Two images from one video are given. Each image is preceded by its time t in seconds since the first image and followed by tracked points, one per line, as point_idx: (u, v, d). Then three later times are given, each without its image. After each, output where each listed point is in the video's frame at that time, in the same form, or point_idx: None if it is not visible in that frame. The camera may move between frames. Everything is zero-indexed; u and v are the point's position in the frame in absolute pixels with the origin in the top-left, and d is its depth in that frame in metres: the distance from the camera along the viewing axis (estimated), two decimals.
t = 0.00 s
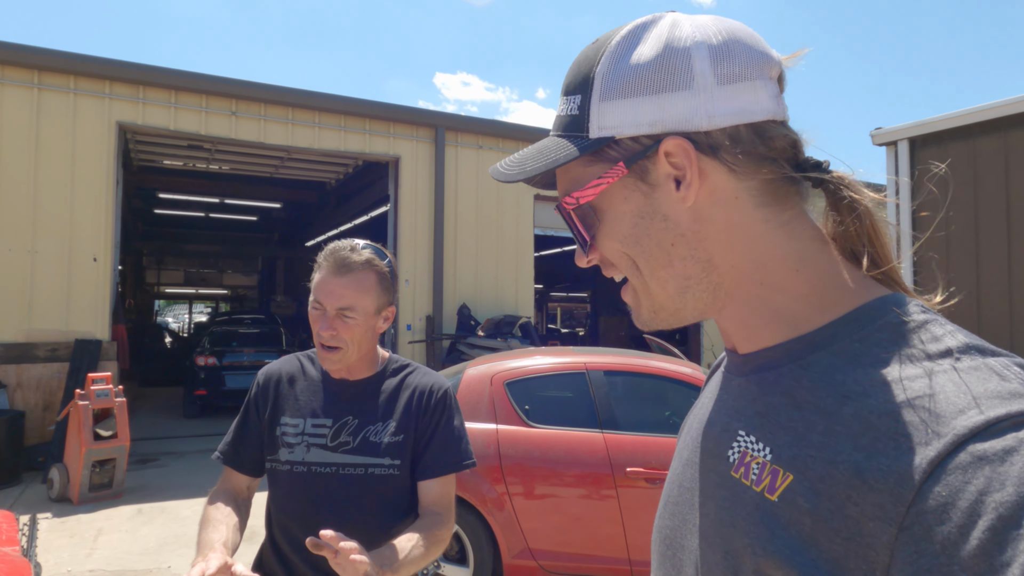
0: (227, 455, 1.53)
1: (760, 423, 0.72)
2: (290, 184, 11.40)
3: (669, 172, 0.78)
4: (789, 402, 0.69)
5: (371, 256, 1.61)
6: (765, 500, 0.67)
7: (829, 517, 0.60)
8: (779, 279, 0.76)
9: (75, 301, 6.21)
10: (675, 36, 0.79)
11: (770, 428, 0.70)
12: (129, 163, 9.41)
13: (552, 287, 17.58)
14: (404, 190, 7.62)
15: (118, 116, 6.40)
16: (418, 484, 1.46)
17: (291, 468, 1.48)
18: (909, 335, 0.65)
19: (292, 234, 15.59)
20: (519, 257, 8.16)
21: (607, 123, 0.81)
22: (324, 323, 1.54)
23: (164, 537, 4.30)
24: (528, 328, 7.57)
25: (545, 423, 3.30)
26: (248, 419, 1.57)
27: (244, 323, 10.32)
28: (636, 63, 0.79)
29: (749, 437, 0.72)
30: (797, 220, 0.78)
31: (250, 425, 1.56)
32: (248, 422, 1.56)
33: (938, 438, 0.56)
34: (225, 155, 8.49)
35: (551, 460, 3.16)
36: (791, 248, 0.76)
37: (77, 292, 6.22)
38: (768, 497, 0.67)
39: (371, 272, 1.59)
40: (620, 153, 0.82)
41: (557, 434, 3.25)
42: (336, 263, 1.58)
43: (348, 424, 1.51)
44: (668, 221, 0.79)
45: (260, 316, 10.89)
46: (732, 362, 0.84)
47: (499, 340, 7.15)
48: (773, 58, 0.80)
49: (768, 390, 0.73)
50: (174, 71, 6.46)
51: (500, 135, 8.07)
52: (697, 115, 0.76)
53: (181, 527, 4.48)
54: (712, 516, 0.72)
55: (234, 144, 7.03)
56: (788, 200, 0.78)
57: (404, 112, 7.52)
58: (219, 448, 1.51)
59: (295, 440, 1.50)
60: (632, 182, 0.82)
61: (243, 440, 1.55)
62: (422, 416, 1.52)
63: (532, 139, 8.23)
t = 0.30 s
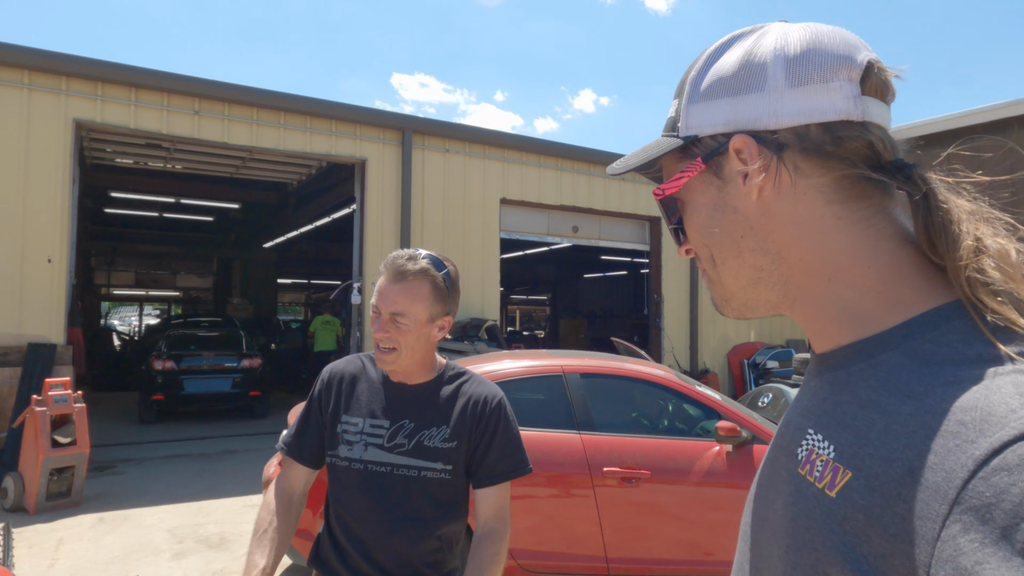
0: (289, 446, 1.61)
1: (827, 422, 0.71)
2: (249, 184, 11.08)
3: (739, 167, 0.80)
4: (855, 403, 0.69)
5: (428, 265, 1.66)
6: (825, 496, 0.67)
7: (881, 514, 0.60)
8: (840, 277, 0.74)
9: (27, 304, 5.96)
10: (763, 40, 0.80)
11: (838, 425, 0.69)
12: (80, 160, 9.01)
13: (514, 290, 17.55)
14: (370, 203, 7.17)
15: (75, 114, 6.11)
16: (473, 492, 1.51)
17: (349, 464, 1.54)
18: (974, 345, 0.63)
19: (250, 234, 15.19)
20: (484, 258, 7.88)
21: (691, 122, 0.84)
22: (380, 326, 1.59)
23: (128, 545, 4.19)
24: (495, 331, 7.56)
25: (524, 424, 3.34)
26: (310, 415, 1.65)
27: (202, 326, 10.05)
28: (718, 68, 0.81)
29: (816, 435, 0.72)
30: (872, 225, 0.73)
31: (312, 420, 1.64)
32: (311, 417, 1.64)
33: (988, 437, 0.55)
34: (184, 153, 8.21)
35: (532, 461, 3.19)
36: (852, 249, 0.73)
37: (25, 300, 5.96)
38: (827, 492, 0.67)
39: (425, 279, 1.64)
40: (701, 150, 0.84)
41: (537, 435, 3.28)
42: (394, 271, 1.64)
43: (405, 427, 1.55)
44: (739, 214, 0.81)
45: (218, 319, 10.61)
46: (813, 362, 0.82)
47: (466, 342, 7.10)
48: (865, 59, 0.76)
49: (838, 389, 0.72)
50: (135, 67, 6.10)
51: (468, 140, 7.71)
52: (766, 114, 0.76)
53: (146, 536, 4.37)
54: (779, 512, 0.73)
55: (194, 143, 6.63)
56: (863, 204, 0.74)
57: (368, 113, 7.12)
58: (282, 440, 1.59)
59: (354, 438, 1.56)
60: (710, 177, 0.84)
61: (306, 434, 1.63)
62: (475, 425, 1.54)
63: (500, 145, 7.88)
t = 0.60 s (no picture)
0: (311, 455, 1.68)
1: (914, 433, 0.69)
2: (204, 185, 10.74)
3: (850, 157, 0.74)
4: (947, 413, 0.66)
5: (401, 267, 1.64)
6: (913, 510, 0.65)
7: (977, 529, 0.58)
8: (948, 283, 0.71)
9: None
10: (893, 26, 0.73)
11: (926, 436, 0.67)
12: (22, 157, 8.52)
13: (474, 294, 17.48)
14: (334, 207, 6.96)
15: (21, 110, 5.60)
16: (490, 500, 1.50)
17: (350, 474, 1.55)
18: None
19: (204, 236, 14.75)
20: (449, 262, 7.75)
21: (798, 103, 0.77)
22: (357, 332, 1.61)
23: (80, 563, 3.98)
24: (460, 336, 7.51)
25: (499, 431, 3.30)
26: (327, 424, 1.70)
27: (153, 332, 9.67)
28: (838, 50, 0.75)
29: (902, 448, 0.70)
30: (987, 234, 0.70)
31: (328, 430, 1.69)
32: (327, 426, 1.68)
33: None
34: (136, 152, 7.86)
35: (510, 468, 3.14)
36: (963, 256, 0.70)
37: None
38: (915, 507, 0.65)
39: (393, 281, 1.62)
40: (805, 133, 0.78)
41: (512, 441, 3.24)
42: (365, 278, 1.65)
43: (401, 436, 1.54)
44: (840, 205, 0.75)
45: (170, 324, 10.23)
46: (898, 373, 0.79)
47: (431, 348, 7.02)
48: (992, 61, 0.72)
49: (926, 400, 0.69)
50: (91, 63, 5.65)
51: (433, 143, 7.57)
52: (890, 103, 0.70)
53: (99, 551, 4.16)
54: (860, 528, 0.71)
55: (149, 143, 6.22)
56: (976, 213, 0.71)
57: (332, 114, 6.86)
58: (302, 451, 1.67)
59: (355, 447, 1.57)
60: (811, 163, 0.78)
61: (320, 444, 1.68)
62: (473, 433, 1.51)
63: (465, 148, 7.80)
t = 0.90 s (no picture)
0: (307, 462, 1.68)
1: (972, 446, 0.68)
2: (168, 182, 10.47)
3: (923, 161, 0.73)
4: (1008, 425, 0.66)
5: (352, 274, 1.59)
6: (976, 526, 0.65)
7: None
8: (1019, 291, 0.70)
9: None
10: (956, 27, 0.73)
11: (985, 451, 0.67)
12: None
13: (444, 294, 17.39)
14: (304, 206, 6.82)
15: None
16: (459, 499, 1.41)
17: (333, 475, 1.54)
18: None
19: (167, 235, 14.39)
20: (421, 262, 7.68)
21: (859, 104, 0.75)
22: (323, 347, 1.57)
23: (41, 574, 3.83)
24: (433, 335, 7.45)
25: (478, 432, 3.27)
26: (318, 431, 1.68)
27: (114, 333, 9.39)
28: (901, 49, 0.73)
29: (959, 461, 0.69)
30: None
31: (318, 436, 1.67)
32: (318, 431, 1.68)
33: None
34: (96, 147, 7.59)
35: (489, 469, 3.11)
36: None
37: None
38: (978, 523, 0.64)
39: (349, 287, 1.57)
40: (870, 136, 0.76)
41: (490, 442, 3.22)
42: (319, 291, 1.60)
43: (376, 437, 1.51)
44: (915, 210, 0.73)
45: (132, 325, 9.94)
46: (949, 385, 0.78)
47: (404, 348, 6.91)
48: None
49: (985, 411, 0.69)
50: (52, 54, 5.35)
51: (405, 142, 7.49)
52: (964, 102, 0.69)
53: (61, 561, 4.02)
54: (915, 543, 0.70)
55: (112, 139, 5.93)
56: None
57: (303, 111, 6.72)
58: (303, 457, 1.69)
59: (336, 450, 1.56)
60: (878, 166, 0.76)
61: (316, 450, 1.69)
62: (442, 430, 1.44)
63: (437, 147, 7.74)
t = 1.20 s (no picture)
0: (272, 473, 1.61)
1: (952, 453, 0.70)
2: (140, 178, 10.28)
3: (907, 166, 0.74)
4: (988, 431, 0.67)
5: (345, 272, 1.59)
6: (960, 533, 0.65)
7: None
8: (993, 302, 0.71)
9: None
10: (947, 42, 0.75)
11: (965, 458, 0.67)
12: None
13: (422, 292, 17.33)
14: (280, 204, 6.74)
15: None
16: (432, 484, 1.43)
17: (314, 477, 1.50)
18: None
19: (139, 232, 14.13)
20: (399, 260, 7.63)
21: (852, 102, 0.75)
22: (329, 344, 1.51)
23: None
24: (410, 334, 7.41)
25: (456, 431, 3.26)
26: (285, 439, 1.62)
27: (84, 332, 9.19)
28: (899, 54, 0.74)
29: (940, 469, 0.70)
30: None
31: (286, 444, 1.62)
32: (284, 438, 1.62)
33: None
34: (65, 142, 7.41)
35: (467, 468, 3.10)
36: (1002, 268, 0.71)
37: None
38: (963, 530, 0.65)
39: (351, 286, 1.57)
40: (860, 133, 0.76)
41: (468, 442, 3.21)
42: (313, 291, 1.54)
43: (358, 434, 1.50)
44: (895, 213, 0.74)
45: (103, 324, 9.75)
46: (924, 392, 0.80)
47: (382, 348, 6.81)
48: None
49: (963, 418, 0.70)
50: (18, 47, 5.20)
51: (383, 140, 7.44)
52: (954, 114, 0.70)
53: (29, 566, 3.93)
54: (901, 552, 0.71)
55: (81, 135, 5.79)
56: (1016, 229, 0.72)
57: (279, 107, 6.63)
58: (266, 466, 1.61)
59: (316, 451, 1.52)
60: (864, 166, 0.77)
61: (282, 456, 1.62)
62: (421, 416, 1.48)
63: (416, 145, 7.69)
